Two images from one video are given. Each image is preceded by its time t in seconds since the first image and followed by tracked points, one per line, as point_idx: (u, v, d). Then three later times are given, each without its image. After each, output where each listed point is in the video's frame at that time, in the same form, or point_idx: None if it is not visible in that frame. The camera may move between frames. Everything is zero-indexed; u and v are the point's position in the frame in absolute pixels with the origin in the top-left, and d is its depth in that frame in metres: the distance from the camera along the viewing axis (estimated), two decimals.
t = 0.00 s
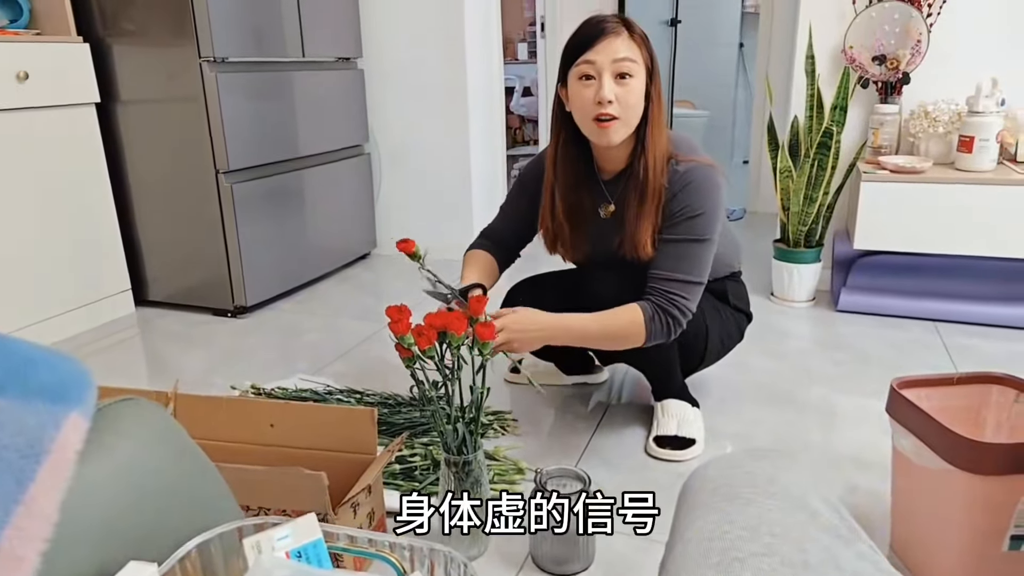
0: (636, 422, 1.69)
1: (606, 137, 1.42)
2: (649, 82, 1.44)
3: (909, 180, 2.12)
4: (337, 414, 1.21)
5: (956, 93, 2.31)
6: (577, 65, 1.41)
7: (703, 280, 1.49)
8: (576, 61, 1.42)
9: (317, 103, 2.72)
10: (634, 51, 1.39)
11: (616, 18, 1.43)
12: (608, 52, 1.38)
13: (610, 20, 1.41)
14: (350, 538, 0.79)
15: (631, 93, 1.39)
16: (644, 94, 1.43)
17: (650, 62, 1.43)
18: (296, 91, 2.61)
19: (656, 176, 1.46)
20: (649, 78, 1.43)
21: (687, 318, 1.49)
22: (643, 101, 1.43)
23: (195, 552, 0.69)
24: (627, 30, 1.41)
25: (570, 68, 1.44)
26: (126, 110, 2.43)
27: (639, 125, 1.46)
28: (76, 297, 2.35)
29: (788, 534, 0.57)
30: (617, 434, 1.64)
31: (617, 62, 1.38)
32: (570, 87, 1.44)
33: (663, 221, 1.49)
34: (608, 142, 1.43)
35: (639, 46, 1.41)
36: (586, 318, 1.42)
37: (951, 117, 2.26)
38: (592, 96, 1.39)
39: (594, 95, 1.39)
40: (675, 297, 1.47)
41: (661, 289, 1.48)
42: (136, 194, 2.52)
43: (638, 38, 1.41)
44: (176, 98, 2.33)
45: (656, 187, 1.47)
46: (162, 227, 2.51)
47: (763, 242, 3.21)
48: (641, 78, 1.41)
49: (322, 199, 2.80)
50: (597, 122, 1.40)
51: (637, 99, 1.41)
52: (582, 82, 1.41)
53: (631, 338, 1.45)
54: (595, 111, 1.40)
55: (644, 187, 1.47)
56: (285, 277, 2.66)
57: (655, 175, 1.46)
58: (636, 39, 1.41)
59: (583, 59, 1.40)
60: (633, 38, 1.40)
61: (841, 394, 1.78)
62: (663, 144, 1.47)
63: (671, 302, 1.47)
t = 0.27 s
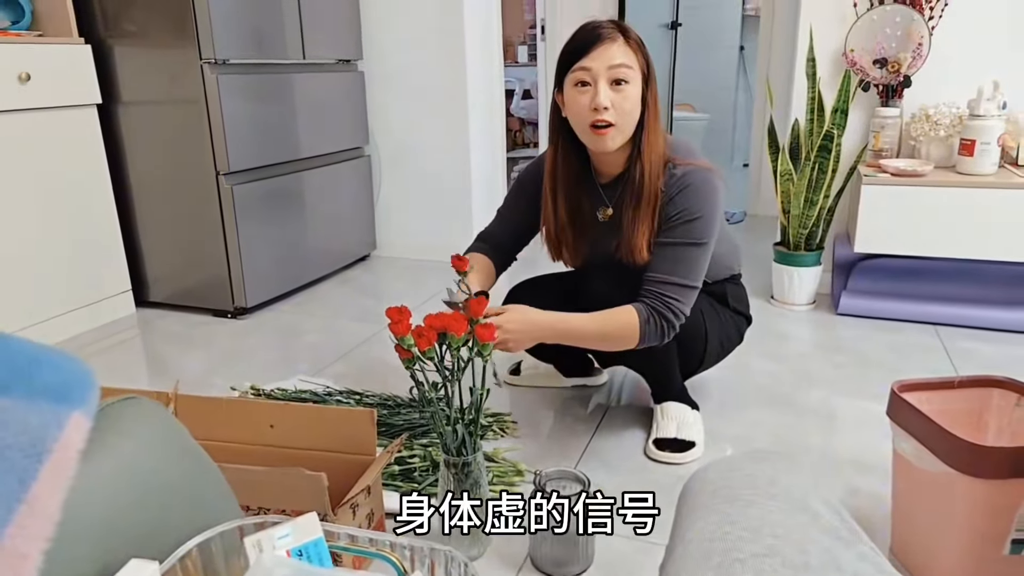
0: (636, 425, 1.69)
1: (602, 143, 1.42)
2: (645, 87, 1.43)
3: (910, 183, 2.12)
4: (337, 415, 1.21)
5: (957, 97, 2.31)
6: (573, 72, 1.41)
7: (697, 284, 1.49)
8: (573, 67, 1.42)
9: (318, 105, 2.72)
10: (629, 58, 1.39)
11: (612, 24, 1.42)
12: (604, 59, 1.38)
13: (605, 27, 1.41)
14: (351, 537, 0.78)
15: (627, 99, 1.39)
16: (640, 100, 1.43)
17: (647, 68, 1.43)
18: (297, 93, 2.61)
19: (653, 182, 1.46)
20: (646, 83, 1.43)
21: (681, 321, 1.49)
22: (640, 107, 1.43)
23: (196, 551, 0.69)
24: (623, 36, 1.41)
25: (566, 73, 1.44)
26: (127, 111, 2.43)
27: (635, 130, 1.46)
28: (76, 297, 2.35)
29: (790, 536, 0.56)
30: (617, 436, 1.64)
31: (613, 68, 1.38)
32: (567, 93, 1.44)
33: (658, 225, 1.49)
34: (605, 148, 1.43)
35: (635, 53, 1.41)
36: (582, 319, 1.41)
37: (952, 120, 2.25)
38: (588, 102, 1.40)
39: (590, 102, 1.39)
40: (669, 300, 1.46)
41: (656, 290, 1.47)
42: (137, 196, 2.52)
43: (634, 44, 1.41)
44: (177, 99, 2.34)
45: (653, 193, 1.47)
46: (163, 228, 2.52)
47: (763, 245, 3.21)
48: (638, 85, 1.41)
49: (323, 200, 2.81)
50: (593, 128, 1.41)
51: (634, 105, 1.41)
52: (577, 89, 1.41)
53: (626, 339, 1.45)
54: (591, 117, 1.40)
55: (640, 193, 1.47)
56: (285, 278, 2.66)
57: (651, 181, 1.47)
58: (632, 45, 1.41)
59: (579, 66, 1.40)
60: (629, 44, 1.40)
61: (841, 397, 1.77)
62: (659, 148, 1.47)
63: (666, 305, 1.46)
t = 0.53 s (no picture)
0: (637, 425, 1.68)
1: (595, 147, 1.42)
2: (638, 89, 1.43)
3: (909, 179, 2.12)
4: (338, 421, 1.20)
5: (954, 92, 2.31)
6: (565, 75, 1.41)
7: (702, 286, 1.50)
8: (564, 71, 1.41)
9: (315, 110, 2.72)
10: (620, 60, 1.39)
11: (601, 27, 1.42)
12: (595, 62, 1.37)
13: (596, 29, 1.41)
14: (352, 547, 0.78)
15: (620, 102, 1.39)
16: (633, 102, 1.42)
17: (638, 69, 1.43)
18: (293, 98, 2.61)
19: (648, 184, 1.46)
20: (638, 85, 1.43)
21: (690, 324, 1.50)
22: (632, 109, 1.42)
23: (195, 562, 0.68)
24: (614, 38, 1.40)
25: (558, 77, 1.43)
26: (123, 119, 2.43)
27: (629, 132, 1.45)
28: (74, 306, 2.35)
29: (793, 537, 0.56)
30: (619, 437, 1.64)
31: (605, 71, 1.37)
32: (559, 97, 1.43)
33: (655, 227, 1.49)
34: (599, 151, 1.43)
35: (626, 55, 1.40)
36: (595, 318, 1.42)
37: (950, 116, 2.26)
38: (580, 106, 1.39)
39: (582, 106, 1.39)
40: (675, 303, 1.47)
41: (662, 295, 1.48)
42: (133, 204, 2.52)
43: (625, 46, 1.41)
44: (172, 107, 2.33)
45: (649, 195, 1.46)
46: (160, 236, 2.51)
47: (761, 243, 3.20)
48: (630, 87, 1.40)
49: (320, 205, 2.80)
50: (586, 132, 1.40)
51: (627, 107, 1.40)
52: (569, 92, 1.40)
53: (634, 340, 1.45)
54: (584, 121, 1.39)
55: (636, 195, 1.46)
56: (284, 283, 2.66)
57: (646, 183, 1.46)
58: (623, 47, 1.40)
59: (570, 70, 1.39)
60: (620, 46, 1.40)
61: (843, 394, 1.77)
62: (653, 150, 1.46)
63: (673, 309, 1.47)
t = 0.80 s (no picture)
0: (637, 418, 1.68)
1: (591, 144, 1.42)
2: (634, 85, 1.42)
3: (910, 173, 2.11)
4: (338, 411, 1.20)
5: (956, 86, 2.30)
6: (559, 73, 1.41)
7: (717, 282, 1.51)
8: (558, 69, 1.41)
9: (315, 100, 2.71)
10: (613, 56, 1.38)
11: (596, 22, 1.41)
12: (588, 60, 1.37)
13: (590, 26, 1.40)
14: (350, 535, 0.78)
15: (614, 98, 1.39)
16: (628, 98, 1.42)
17: (634, 65, 1.42)
18: (292, 88, 2.60)
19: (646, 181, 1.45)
20: (634, 81, 1.42)
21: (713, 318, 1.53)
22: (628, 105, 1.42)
23: (194, 549, 0.68)
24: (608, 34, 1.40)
25: (553, 75, 1.43)
26: (122, 109, 2.42)
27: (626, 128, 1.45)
28: (74, 296, 2.35)
29: (792, 529, 0.56)
30: (618, 429, 1.64)
31: (598, 68, 1.37)
32: (554, 95, 1.44)
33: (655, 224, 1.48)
34: (594, 149, 1.43)
35: (620, 50, 1.40)
36: (625, 321, 1.44)
37: (952, 109, 2.24)
38: (574, 104, 1.39)
39: (576, 104, 1.39)
40: (695, 300, 1.49)
41: (682, 291, 1.50)
42: (133, 194, 2.51)
43: (620, 41, 1.41)
44: (171, 96, 2.33)
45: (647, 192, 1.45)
46: (160, 226, 2.51)
47: (762, 237, 3.20)
48: (624, 83, 1.40)
49: (320, 196, 2.80)
50: (581, 130, 1.40)
51: (622, 104, 1.40)
52: (564, 90, 1.41)
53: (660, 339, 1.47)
54: (578, 119, 1.39)
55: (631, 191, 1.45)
56: (284, 274, 2.65)
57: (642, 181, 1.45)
58: (618, 43, 1.40)
59: (564, 67, 1.39)
60: (614, 42, 1.39)
61: (842, 388, 1.77)
62: (652, 146, 1.45)
63: (696, 306, 1.49)
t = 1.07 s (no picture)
0: (637, 409, 1.69)
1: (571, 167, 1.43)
2: (609, 103, 1.37)
3: (909, 163, 2.11)
4: (338, 403, 1.20)
5: (956, 76, 2.29)
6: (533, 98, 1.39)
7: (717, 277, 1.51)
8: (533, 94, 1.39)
9: (314, 92, 2.71)
10: (579, 82, 1.33)
11: (565, 44, 1.34)
12: (552, 93, 1.34)
13: (557, 48, 1.34)
14: (351, 528, 0.78)
15: (584, 127, 1.37)
16: (602, 123, 1.38)
17: (607, 82, 1.36)
18: (292, 79, 2.59)
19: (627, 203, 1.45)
20: (609, 100, 1.37)
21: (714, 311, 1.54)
22: (603, 127, 1.39)
23: (194, 543, 0.68)
24: (576, 61, 1.33)
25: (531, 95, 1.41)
26: (120, 100, 2.41)
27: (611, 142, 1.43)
28: (73, 288, 2.35)
29: (794, 521, 0.56)
30: (618, 420, 1.64)
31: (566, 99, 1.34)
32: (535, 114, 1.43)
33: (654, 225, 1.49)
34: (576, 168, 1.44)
35: (587, 74, 1.34)
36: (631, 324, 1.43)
37: (952, 100, 2.24)
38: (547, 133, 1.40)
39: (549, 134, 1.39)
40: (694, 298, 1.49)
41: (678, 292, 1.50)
42: (131, 185, 2.51)
43: (590, 61, 1.34)
44: (169, 88, 2.32)
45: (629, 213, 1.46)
46: (159, 217, 2.51)
47: (762, 228, 3.19)
48: (595, 107, 1.36)
49: (320, 187, 2.79)
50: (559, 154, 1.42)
51: (595, 128, 1.38)
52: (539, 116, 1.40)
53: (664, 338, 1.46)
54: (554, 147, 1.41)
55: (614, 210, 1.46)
56: (283, 266, 2.65)
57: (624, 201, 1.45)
58: (586, 65, 1.33)
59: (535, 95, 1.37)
60: (580, 73, 1.33)
61: (842, 379, 1.77)
62: (638, 158, 1.43)
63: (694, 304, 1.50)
